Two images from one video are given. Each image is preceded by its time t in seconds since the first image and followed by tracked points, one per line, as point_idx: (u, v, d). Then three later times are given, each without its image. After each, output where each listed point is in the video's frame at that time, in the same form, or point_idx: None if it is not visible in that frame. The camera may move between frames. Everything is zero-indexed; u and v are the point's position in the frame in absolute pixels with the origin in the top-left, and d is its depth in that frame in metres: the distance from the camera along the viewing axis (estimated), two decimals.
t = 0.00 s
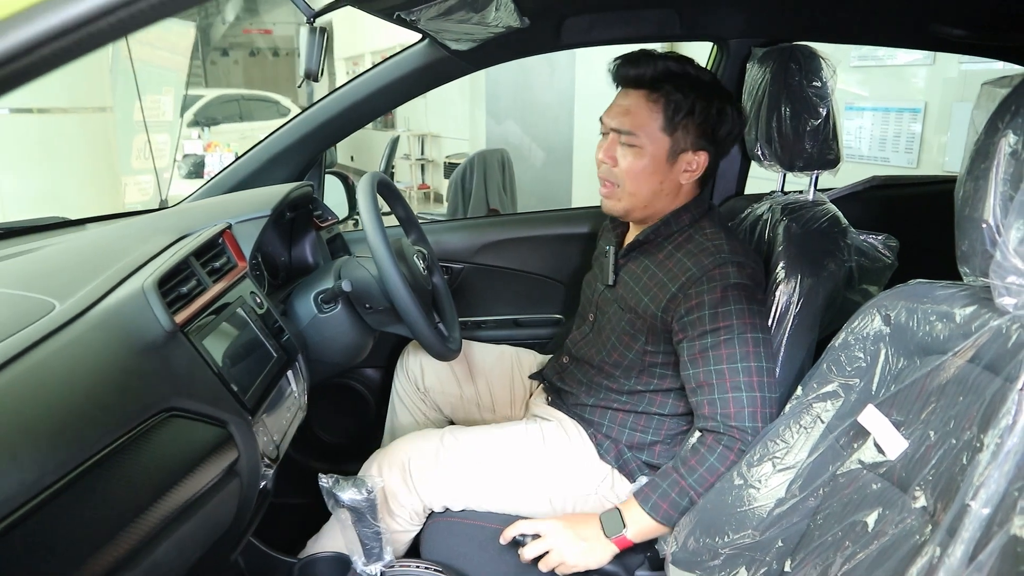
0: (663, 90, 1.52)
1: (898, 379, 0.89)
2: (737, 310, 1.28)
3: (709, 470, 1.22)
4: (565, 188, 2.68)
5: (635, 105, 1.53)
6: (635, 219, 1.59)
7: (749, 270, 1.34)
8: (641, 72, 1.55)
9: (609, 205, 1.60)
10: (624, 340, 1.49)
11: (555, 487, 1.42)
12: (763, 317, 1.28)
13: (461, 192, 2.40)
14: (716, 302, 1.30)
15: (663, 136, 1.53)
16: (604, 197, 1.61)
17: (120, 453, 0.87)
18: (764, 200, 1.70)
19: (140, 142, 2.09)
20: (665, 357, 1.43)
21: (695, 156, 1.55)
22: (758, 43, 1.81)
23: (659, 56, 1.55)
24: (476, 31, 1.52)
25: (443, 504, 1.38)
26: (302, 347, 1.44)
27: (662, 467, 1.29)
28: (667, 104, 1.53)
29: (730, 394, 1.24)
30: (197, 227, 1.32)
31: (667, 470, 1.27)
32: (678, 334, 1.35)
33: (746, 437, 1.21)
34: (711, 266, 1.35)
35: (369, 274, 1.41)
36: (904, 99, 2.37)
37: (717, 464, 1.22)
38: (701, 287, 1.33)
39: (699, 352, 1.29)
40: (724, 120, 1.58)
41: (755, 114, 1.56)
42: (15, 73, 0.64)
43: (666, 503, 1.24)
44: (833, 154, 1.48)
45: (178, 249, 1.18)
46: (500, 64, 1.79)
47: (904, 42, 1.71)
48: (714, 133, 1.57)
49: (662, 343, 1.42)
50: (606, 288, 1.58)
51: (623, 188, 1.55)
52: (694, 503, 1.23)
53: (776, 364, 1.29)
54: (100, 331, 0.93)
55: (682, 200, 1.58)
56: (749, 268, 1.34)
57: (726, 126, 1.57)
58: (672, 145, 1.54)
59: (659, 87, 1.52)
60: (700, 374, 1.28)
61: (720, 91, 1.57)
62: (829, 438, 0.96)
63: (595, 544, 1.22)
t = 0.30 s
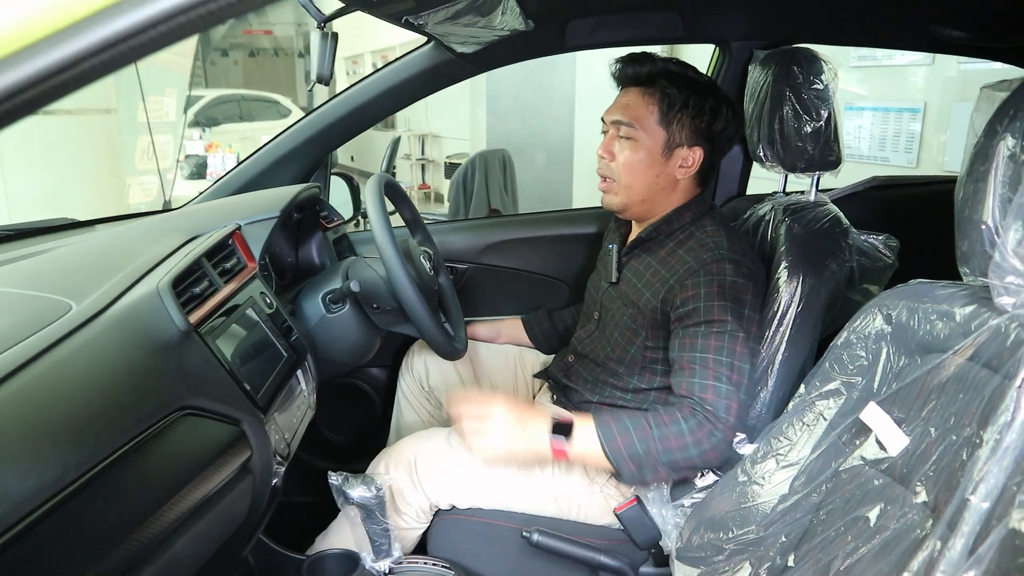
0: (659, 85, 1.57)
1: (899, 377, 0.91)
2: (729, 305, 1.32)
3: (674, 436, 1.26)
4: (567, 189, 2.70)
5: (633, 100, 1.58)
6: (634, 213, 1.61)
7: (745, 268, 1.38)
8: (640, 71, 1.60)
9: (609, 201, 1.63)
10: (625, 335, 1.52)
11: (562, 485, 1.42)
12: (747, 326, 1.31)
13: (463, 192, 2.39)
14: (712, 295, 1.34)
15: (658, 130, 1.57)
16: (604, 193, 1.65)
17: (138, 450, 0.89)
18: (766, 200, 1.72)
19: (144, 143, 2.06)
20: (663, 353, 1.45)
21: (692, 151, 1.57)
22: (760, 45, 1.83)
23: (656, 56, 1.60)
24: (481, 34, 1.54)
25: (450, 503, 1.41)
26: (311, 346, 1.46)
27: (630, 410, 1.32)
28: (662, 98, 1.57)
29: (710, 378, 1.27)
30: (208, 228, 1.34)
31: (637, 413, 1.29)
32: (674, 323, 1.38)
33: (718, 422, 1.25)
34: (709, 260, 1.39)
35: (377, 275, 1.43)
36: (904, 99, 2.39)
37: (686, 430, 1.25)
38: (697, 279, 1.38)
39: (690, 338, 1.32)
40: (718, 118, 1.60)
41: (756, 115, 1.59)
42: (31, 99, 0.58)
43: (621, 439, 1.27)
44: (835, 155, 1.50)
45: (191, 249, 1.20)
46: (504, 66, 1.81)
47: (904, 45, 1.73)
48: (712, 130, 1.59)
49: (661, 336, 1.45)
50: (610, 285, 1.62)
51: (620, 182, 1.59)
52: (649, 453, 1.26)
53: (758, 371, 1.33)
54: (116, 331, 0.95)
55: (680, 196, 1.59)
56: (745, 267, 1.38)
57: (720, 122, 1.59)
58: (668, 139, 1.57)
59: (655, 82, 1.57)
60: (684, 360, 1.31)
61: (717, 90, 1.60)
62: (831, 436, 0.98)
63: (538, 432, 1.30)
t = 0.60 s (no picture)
0: (663, 83, 1.61)
1: (900, 373, 0.93)
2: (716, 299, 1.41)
3: (641, 400, 1.38)
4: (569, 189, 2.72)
5: (638, 97, 1.62)
6: (638, 208, 1.64)
7: (738, 268, 1.44)
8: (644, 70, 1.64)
9: (615, 196, 1.66)
10: (627, 327, 1.58)
11: (567, 481, 1.46)
12: (730, 323, 1.40)
13: (464, 192, 2.39)
14: (700, 287, 1.44)
15: (663, 126, 1.61)
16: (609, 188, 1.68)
17: (157, 444, 0.91)
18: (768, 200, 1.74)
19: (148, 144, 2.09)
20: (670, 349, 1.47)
21: (694, 148, 1.61)
22: (763, 47, 1.85)
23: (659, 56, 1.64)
24: (487, 36, 1.56)
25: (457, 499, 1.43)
26: (319, 345, 1.48)
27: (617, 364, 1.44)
28: (667, 95, 1.61)
29: (682, 364, 1.39)
30: (219, 228, 1.36)
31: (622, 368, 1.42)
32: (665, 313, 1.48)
33: (681, 406, 1.38)
34: (705, 252, 1.47)
35: (385, 274, 1.45)
36: (904, 99, 2.41)
37: (654, 401, 1.38)
38: (689, 269, 1.47)
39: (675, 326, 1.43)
40: (719, 115, 1.65)
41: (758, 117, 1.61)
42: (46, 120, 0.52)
43: (599, 380, 1.40)
44: (836, 155, 1.52)
45: (204, 248, 1.22)
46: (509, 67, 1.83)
47: (905, 46, 1.75)
48: (712, 128, 1.63)
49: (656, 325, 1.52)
50: (612, 281, 1.68)
51: (626, 176, 1.63)
52: (615, 405, 1.39)
53: (755, 366, 1.34)
54: (133, 329, 0.97)
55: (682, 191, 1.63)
56: (738, 265, 1.45)
57: (721, 119, 1.64)
58: (671, 134, 1.61)
59: (659, 80, 1.61)
60: (664, 341, 1.42)
61: (717, 90, 1.64)
62: (834, 431, 1.00)
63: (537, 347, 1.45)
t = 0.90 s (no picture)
0: (694, 79, 1.69)
1: (898, 368, 0.94)
2: (734, 287, 1.43)
3: (655, 363, 1.39)
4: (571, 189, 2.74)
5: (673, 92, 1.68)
6: (676, 201, 1.69)
7: (755, 258, 1.47)
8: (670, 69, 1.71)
9: (652, 190, 1.69)
10: (639, 309, 1.61)
11: (568, 476, 1.48)
12: (739, 311, 1.42)
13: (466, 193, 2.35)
14: (716, 271, 1.46)
15: (699, 119, 1.69)
16: (645, 186, 1.71)
17: (170, 435, 0.93)
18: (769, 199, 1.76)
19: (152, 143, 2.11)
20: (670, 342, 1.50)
21: (722, 140, 1.72)
22: (764, 48, 1.87)
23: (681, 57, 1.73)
24: (492, 37, 1.58)
25: (460, 494, 1.44)
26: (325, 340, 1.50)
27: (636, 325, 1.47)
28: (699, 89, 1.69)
29: (694, 341, 1.40)
30: (227, 225, 1.38)
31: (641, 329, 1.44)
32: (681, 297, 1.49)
33: (689, 380, 1.39)
34: (723, 241, 1.49)
35: (391, 271, 1.47)
36: (903, 100, 2.43)
37: (669, 368, 1.39)
38: (707, 254, 1.50)
39: (690, 306, 1.45)
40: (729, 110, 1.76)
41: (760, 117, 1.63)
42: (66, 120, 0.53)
43: (624, 332, 1.42)
44: (837, 155, 1.54)
45: (213, 245, 1.24)
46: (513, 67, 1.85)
47: (904, 48, 1.77)
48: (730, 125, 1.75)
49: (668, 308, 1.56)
50: (627, 265, 1.71)
51: (668, 169, 1.66)
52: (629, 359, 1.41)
53: (755, 361, 1.35)
54: (144, 324, 0.99)
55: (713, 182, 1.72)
56: (755, 256, 1.47)
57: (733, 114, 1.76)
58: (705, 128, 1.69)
59: (690, 77, 1.69)
60: (678, 320, 1.44)
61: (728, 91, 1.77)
62: (833, 425, 1.02)
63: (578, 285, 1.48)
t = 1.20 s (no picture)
0: (662, 86, 1.64)
1: (900, 365, 0.96)
2: (731, 272, 1.41)
3: (661, 352, 1.36)
4: (572, 189, 2.75)
5: (640, 101, 1.65)
6: (644, 206, 1.69)
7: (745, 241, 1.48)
8: (648, 75, 1.68)
9: (621, 194, 1.71)
10: (636, 310, 1.61)
11: (572, 475, 1.48)
12: (743, 278, 1.40)
13: (467, 194, 2.36)
14: (711, 265, 1.44)
15: (663, 128, 1.63)
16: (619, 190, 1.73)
17: (182, 432, 0.94)
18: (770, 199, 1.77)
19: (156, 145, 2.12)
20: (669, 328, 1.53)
21: (694, 148, 1.63)
22: (766, 48, 1.88)
23: (664, 61, 1.69)
24: (496, 38, 1.60)
25: (466, 492, 1.45)
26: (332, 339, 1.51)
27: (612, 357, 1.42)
28: (666, 98, 1.63)
29: (699, 311, 1.38)
30: (233, 225, 1.39)
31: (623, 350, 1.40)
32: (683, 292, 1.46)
33: (706, 338, 1.35)
34: (712, 234, 1.50)
35: (396, 270, 1.48)
36: (903, 100, 2.44)
37: (674, 350, 1.36)
38: (700, 249, 1.50)
39: (690, 299, 1.42)
40: (719, 115, 1.65)
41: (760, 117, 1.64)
42: (66, 136, 0.52)
43: (612, 363, 1.39)
44: (839, 155, 1.55)
45: (220, 244, 1.25)
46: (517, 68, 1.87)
47: (904, 48, 1.78)
48: (714, 129, 1.64)
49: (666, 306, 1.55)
50: (622, 270, 1.70)
51: (628, 177, 1.67)
52: (639, 373, 1.36)
53: (761, 361, 1.37)
54: (155, 323, 1.00)
55: (686, 190, 1.65)
56: (745, 239, 1.48)
57: (721, 119, 1.64)
58: (669, 136, 1.63)
59: (660, 84, 1.64)
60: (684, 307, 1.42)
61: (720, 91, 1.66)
62: (835, 422, 1.03)
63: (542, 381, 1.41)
